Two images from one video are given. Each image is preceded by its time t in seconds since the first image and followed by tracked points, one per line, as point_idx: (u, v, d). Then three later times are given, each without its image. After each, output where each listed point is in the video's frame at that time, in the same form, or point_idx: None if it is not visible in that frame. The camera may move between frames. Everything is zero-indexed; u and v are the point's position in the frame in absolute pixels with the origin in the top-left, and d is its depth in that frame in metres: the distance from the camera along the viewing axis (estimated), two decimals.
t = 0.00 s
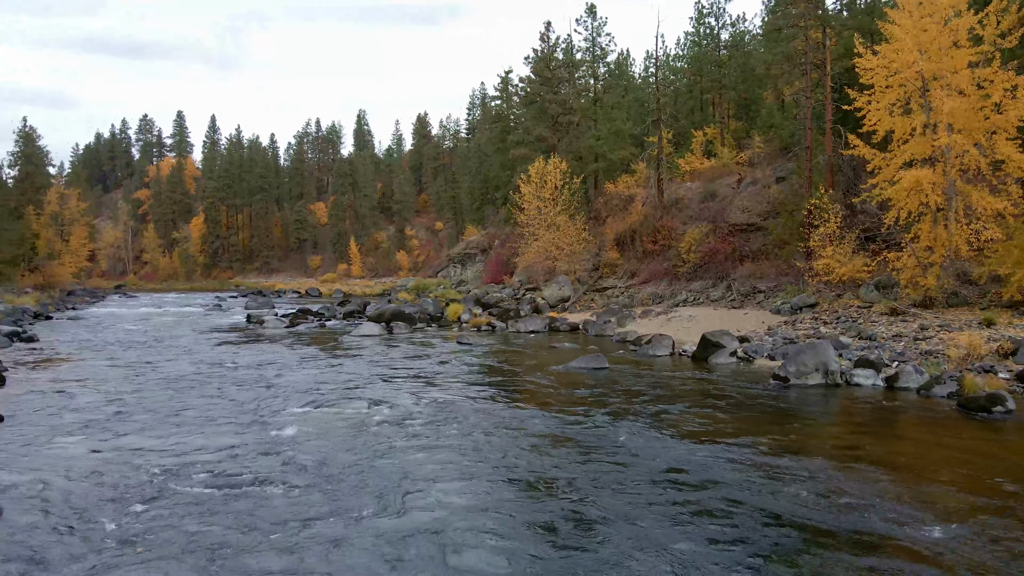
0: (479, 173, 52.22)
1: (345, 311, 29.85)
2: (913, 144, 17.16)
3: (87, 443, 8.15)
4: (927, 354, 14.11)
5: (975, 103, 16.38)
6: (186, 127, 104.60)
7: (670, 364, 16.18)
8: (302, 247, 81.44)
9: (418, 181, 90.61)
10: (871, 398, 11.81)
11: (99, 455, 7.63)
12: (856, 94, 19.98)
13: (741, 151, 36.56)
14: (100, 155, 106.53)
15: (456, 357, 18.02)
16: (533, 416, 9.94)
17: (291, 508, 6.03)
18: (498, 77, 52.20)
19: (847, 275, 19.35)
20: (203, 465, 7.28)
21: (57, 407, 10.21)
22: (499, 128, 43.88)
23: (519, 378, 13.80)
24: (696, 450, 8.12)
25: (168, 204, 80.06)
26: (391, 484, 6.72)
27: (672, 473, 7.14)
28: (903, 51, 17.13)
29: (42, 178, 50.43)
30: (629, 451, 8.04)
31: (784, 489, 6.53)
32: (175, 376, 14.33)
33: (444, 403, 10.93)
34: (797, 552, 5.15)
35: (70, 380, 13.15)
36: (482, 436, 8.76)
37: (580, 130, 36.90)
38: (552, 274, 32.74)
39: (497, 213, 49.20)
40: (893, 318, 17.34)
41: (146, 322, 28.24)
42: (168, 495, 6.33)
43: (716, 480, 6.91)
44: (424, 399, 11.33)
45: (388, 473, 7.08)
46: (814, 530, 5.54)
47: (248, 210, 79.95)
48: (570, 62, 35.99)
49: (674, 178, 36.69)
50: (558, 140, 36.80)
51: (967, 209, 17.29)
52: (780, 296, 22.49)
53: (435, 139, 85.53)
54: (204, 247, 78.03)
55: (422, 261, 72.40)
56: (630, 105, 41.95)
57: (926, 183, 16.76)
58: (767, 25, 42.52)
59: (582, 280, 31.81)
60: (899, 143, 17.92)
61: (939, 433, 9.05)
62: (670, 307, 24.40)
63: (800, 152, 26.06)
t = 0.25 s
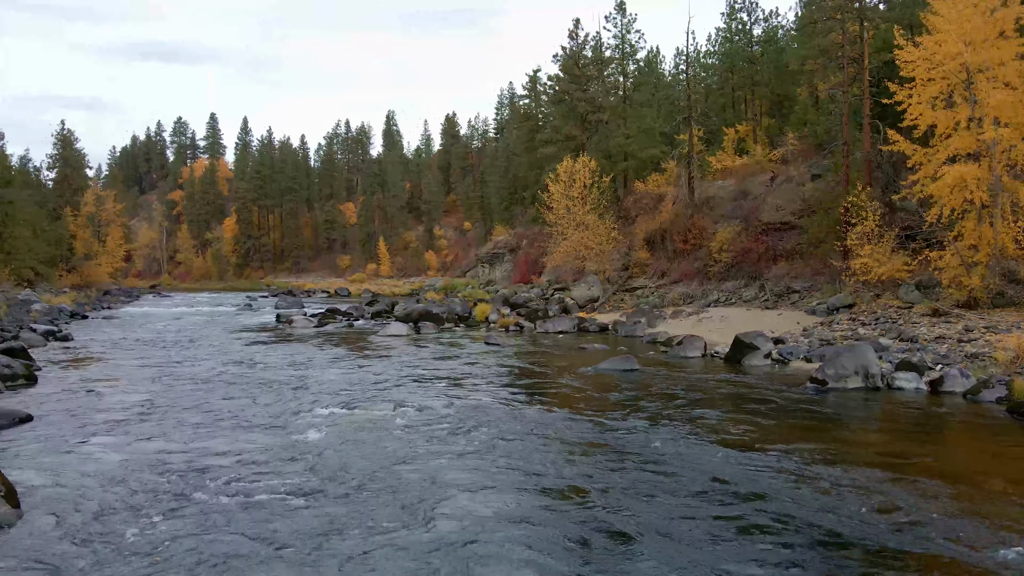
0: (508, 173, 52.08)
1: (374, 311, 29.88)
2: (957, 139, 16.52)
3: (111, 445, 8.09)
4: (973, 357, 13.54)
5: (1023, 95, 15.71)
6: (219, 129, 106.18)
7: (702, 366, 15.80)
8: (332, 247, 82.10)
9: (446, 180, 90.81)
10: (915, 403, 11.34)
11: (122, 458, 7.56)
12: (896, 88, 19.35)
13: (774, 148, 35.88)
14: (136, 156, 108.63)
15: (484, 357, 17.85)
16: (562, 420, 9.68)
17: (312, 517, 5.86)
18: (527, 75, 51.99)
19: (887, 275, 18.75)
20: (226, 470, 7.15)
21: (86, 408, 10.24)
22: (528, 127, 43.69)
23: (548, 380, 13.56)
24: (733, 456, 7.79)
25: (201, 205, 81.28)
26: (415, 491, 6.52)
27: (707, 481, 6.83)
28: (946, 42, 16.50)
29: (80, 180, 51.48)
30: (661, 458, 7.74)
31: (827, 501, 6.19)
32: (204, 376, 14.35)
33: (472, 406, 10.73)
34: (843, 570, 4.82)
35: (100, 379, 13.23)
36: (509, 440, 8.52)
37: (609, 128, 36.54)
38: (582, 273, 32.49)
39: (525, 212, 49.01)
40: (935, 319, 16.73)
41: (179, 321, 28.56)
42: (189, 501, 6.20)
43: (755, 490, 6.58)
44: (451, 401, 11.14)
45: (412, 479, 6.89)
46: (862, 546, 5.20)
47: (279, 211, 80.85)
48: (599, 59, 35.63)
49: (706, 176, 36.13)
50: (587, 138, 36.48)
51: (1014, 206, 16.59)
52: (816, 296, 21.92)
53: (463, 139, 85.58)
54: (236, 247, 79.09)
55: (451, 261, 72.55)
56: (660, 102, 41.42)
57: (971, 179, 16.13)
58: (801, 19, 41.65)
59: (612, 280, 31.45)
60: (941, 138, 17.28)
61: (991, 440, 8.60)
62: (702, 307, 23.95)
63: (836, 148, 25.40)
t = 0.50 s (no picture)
0: (536, 173, 51.88)
1: (401, 311, 29.82)
2: (1003, 133, 15.84)
3: (132, 448, 8.00)
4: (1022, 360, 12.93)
5: None
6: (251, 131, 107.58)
7: (735, 368, 15.36)
8: (361, 247, 82.61)
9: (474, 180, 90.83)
10: (961, 408, 10.82)
11: (141, 461, 7.44)
12: (938, 81, 18.69)
13: (807, 145, 35.14)
14: (171, 159, 110.56)
15: (511, 359, 17.62)
16: (590, 424, 9.38)
17: (327, 525, 5.63)
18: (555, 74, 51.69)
19: (928, 274, 18.10)
20: (243, 475, 6.97)
21: (112, 409, 10.21)
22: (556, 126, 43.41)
23: (576, 382, 13.27)
24: (769, 464, 7.41)
25: (233, 206, 82.37)
26: (435, 498, 6.27)
27: (743, 490, 6.47)
28: (991, 33, 15.83)
29: (115, 182, 52.45)
30: (693, 464, 7.39)
31: (871, 512, 5.79)
32: (231, 377, 14.32)
33: (497, 409, 10.49)
34: None
35: (128, 379, 13.26)
36: (535, 444, 8.25)
37: (638, 126, 36.12)
38: (610, 273, 32.15)
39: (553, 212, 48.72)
40: (980, 320, 16.08)
41: (209, 321, 28.76)
42: (203, 507, 6.02)
43: (793, 499, 6.21)
44: (476, 403, 10.90)
45: (435, 484, 6.66)
46: (911, 562, 4.81)
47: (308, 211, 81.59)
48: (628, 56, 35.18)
49: (737, 174, 35.53)
50: (616, 136, 36.08)
51: None
52: (853, 297, 21.31)
53: (491, 139, 85.46)
54: (267, 248, 79.98)
55: (479, 261, 72.60)
56: (690, 100, 40.88)
57: (1018, 174, 15.47)
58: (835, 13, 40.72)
59: (641, 280, 31.05)
60: (987, 132, 16.60)
61: None
62: (734, 307, 23.47)
63: (873, 144, 24.67)
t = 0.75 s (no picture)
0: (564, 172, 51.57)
1: (428, 311, 29.72)
2: None
3: (153, 450, 7.90)
4: None
5: None
6: (281, 132, 108.79)
7: (769, 371, 14.90)
8: (389, 247, 82.99)
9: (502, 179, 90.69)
10: (1012, 413, 10.29)
11: (160, 464, 7.32)
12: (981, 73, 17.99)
13: (842, 142, 34.33)
14: (203, 160, 112.32)
15: (538, 360, 17.36)
16: (618, 429, 9.05)
17: (342, 536, 5.41)
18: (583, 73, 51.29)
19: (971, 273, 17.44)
20: (260, 481, 6.80)
21: (139, 410, 10.19)
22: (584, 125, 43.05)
23: (604, 385, 12.97)
24: (807, 474, 7.02)
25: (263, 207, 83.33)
26: (454, 508, 6.01)
27: (779, 503, 6.11)
28: None
29: (149, 183, 53.35)
30: (727, 474, 7.04)
31: (920, 527, 5.40)
32: (257, 377, 14.27)
33: (524, 412, 10.25)
34: None
35: (156, 379, 13.28)
36: (560, 451, 7.95)
37: (668, 124, 35.62)
38: (640, 272, 31.75)
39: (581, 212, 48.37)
40: None
41: (238, 321, 28.98)
42: (216, 515, 5.85)
43: (834, 512, 5.86)
44: (501, 406, 10.63)
45: (460, 492, 6.44)
46: None
47: (337, 212, 82.16)
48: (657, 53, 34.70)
49: (769, 172, 34.85)
50: (645, 134, 35.61)
51: None
52: (891, 296, 20.67)
53: (519, 138, 85.13)
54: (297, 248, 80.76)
55: (507, 261, 72.46)
56: (721, 97, 40.23)
57: None
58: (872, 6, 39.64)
59: (671, 280, 30.58)
60: None
61: None
62: (767, 307, 22.94)
63: (912, 139, 23.90)
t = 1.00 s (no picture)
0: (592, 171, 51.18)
1: (455, 311, 29.62)
2: None
3: (176, 453, 7.80)
4: None
5: None
6: (311, 133, 109.77)
7: (805, 373, 14.45)
8: (417, 246, 83.29)
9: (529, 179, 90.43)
10: None
11: (182, 468, 7.23)
12: None
13: (878, 137, 33.48)
14: (235, 162, 113.78)
15: (566, 361, 17.12)
16: (649, 434, 8.74)
17: (362, 551, 5.19)
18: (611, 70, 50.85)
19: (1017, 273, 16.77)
20: (282, 488, 6.63)
21: (166, 411, 10.18)
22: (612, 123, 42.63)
23: (634, 386, 12.69)
24: (850, 484, 6.68)
25: (293, 207, 84.10)
26: (479, 517, 5.84)
27: (823, 517, 5.77)
28: None
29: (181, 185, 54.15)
30: (764, 484, 6.73)
31: (979, 546, 5.02)
32: (283, 378, 14.20)
33: (552, 415, 10.03)
34: None
35: (184, 380, 13.27)
36: (590, 458, 7.67)
37: (698, 121, 35.08)
38: (669, 272, 31.33)
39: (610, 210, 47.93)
40: None
41: (267, 320, 29.18)
42: (237, 525, 5.68)
43: (878, 525, 5.57)
44: (529, 409, 10.43)
45: (485, 500, 6.27)
46: None
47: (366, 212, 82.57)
48: (687, 49, 34.17)
49: (803, 169, 34.14)
50: (675, 132, 35.10)
51: None
52: (931, 297, 20.02)
53: (546, 137, 84.78)
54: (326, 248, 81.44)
55: (534, 260, 72.25)
56: (753, 93, 39.53)
57: None
58: None
59: (701, 280, 30.10)
60: None
61: None
62: (800, 308, 22.40)
63: (954, 134, 23.14)
